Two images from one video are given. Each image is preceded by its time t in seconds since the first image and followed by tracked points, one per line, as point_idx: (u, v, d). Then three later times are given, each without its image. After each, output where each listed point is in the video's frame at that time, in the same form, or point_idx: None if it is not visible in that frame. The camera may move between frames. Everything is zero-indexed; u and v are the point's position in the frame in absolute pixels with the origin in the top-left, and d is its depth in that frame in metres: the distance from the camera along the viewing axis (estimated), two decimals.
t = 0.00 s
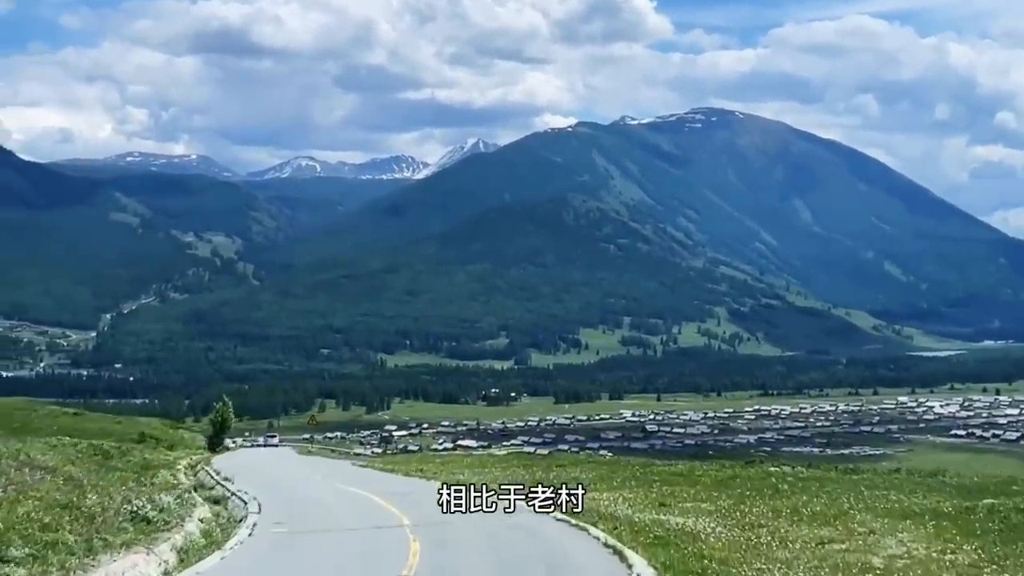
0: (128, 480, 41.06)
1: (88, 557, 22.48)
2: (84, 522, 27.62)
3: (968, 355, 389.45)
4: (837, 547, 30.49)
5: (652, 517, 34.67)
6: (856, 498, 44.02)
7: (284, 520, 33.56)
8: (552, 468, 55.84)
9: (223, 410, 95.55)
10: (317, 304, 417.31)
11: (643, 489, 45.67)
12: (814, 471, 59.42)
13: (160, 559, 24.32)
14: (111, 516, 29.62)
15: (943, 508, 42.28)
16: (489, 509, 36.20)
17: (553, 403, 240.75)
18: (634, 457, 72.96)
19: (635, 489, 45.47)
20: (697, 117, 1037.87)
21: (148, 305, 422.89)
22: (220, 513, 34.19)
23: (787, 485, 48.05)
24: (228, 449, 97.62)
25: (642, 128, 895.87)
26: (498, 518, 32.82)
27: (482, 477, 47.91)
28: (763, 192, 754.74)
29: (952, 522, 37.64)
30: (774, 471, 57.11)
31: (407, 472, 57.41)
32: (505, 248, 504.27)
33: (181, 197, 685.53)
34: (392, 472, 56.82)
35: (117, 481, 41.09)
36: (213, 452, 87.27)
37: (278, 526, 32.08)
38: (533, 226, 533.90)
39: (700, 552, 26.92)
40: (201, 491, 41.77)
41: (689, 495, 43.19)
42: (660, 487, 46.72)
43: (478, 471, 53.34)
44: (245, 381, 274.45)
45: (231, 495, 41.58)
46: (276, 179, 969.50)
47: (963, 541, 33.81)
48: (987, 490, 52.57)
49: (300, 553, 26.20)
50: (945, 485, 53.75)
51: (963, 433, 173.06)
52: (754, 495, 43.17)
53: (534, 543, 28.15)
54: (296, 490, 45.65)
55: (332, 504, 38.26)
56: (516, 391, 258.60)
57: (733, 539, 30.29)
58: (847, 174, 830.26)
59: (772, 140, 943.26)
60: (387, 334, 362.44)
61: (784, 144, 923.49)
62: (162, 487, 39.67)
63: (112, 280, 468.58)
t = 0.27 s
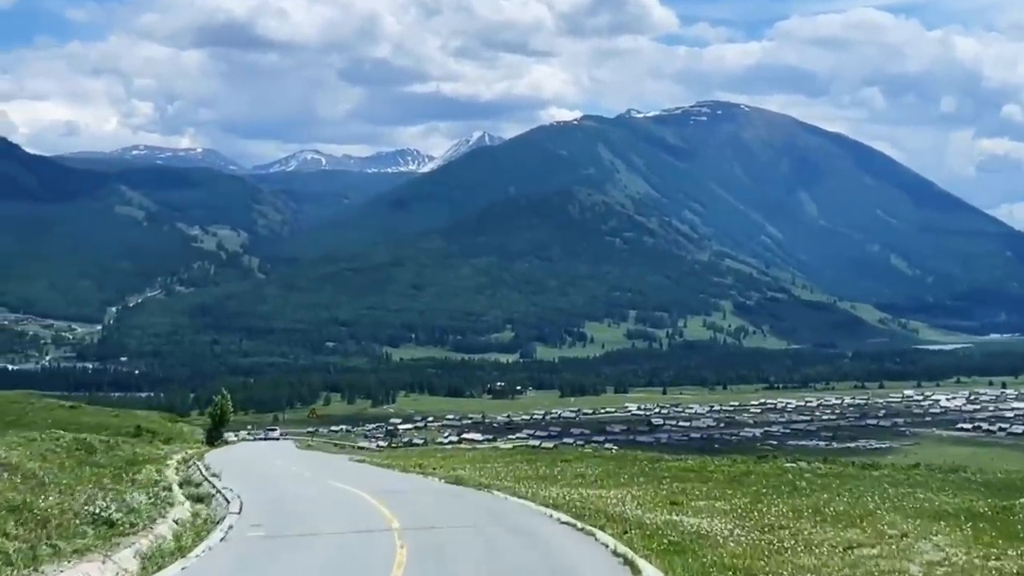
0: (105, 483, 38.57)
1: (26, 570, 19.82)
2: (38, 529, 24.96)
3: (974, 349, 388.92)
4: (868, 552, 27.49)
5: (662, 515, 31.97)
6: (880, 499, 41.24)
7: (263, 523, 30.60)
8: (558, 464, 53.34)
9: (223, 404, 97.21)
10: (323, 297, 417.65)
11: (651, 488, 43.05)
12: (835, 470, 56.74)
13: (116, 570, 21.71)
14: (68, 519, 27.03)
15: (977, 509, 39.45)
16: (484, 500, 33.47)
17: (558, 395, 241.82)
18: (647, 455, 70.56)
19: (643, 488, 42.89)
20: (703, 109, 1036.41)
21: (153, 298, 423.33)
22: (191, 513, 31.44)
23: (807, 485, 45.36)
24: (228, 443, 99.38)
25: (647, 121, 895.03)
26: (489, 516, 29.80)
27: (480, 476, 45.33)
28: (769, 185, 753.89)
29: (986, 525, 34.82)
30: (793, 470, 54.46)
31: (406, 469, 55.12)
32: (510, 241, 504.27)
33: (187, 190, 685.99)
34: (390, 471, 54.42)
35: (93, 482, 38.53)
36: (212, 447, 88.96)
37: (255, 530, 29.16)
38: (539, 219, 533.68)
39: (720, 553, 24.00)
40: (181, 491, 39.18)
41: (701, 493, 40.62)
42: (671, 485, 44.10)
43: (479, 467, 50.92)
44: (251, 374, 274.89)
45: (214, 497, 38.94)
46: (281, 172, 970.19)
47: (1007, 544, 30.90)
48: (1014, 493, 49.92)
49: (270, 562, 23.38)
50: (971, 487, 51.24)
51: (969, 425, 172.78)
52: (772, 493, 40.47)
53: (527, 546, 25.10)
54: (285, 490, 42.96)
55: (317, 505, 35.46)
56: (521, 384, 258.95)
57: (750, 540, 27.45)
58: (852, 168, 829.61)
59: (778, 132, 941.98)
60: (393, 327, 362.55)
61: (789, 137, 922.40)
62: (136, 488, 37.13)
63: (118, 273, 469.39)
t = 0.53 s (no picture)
0: (77, 484, 37.19)
1: None
2: None
3: (977, 344, 388.27)
4: (901, 564, 25.28)
5: (673, 519, 30.44)
6: (902, 501, 39.62)
7: (235, 529, 28.31)
8: (562, 460, 51.98)
9: (219, 398, 98.27)
10: (326, 292, 417.46)
11: (659, 490, 41.49)
12: (849, 469, 55.32)
13: None
14: (17, 526, 25.63)
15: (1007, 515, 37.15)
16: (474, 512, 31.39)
17: (561, 391, 241.93)
18: (653, 451, 69.28)
19: (649, 490, 41.36)
20: (706, 105, 1035.28)
21: (156, 293, 423.51)
22: (162, 520, 29.56)
23: (824, 487, 43.84)
24: (224, 438, 100.56)
25: (651, 116, 893.86)
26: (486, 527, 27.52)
27: (476, 474, 43.74)
28: (772, 180, 752.99)
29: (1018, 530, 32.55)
30: (806, 468, 53.08)
31: (401, 465, 53.68)
32: (513, 236, 503.94)
33: (190, 186, 685.74)
34: (384, 465, 52.84)
35: (65, 484, 37.12)
36: (208, 442, 90.19)
37: (224, 539, 26.54)
38: (542, 215, 533.24)
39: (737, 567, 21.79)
40: (160, 491, 38.01)
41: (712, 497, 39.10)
42: (681, 487, 42.59)
43: (476, 466, 49.35)
44: (253, 369, 274.94)
45: (192, 496, 37.47)
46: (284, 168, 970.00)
47: None
48: None
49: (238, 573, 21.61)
50: (994, 489, 49.19)
51: (973, 421, 172.40)
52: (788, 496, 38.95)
53: (523, 559, 23.08)
54: (271, 487, 41.19)
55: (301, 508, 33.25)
56: (524, 379, 258.81)
57: (770, 547, 25.95)
58: (856, 163, 828.48)
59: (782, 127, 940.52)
60: (396, 323, 362.44)
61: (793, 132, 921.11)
62: (113, 489, 35.79)
63: (121, 269, 469.59)
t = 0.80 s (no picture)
0: (36, 485, 34.88)
1: None
2: None
3: (975, 337, 387.80)
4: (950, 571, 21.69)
5: (673, 523, 26.48)
6: (928, 500, 35.66)
7: (196, 536, 25.08)
8: (558, 459, 48.67)
9: (210, 391, 98.04)
10: (324, 285, 416.68)
11: (662, 487, 37.88)
12: (873, 465, 51.35)
13: None
14: None
15: None
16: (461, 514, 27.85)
17: (560, 383, 241.68)
18: (663, 448, 65.78)
19: (650, 487, 37.61)
20: (705, 98, 1034.10)
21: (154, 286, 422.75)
22: (128, 527, 27.50)
23: (847, 486, 39.87)
24: (216, 431, 100.47)
25: (650, 110, 892.82)
26: (472, 537, 23.66)
27: (464, 469, 40.76)
28: (771, 174, 752.25)
29: None
30: (822, 466, 49.15)
31: (386, 462, 51.20)
32: (512, 230, 503.19)
33: (188, 179, 684.86)
34: (370, 462, 50.34)
35: (21, 486, 34.78)
36: (198, 437, 90.05)
37: (176, 549, 23.07)
38: (540, 208, 532.36)
39: None
40: (124, 493, 35.57)
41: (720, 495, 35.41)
42: (686, 486, 38.80)
43: (468, 463, 46.51)
44: (251, 362, 274.41)
45: (164, 497, 35.90)
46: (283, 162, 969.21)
47: None
48: None
49: None
50: None
51: (973, 415, 171.69)
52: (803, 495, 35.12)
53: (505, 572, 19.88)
54: (244, 487, 38.69)
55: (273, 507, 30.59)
56: (523, 373, 258.32)
57: (792, 556, 21.92)
58: (855, 157, 827.48)
59: (781, 120, 939.61)
60: (394, 316, 361.82)
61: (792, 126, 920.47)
62: (80, 490, 34.63)
63: (119, 262, 468.95)
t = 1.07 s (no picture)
0: None
1: None
2: None
3: (968, 332, 388.46)
4: None
5: (680, 532, 24.82)
6: (944, 502, 33.86)
7: (152, 550, 23.61)
8: (551, 459, 47.22)
9: (196, 386, 98.11)
10: (317, 280, 416.17)
11: (662, 490, 36.31)
12: (879, 463, 49.71)
13: None
14: None
15: None
16: (449, 519, 26.67)
17: (553, 378, 241.70)
18: (661, 447, 64.22)
19: (649, 490, 36.01)
20: (698, 92, 1033.88)
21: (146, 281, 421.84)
22: (76, 535, 26.81)
23: (858, 485, 38.13)
24: (202, 427, 100.55)
25: (643, 104, 892.44)
26: (454, 552, 22.21)
27: (451, 469, 39.64)
28: (764, 169, 752.65)
29: None
30: (829, 464, 47.40)
31: (364, 460, 50.22)
32: (505, 224, 502.92)
33: (181, 173, 683.23)
34: (350, 462, 49.42)
35: None
36: (181, 433, 90.10)
37: (128, 567, 21.43)
38: (533, 202, 532.01)
39: None
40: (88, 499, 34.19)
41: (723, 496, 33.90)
42: (685, 487, 37.19)
43: (457, 463, 45.04)
44: (243, 357, 274.03)
45: (129, 501, 34.58)
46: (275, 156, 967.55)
47: None
48: None
49: None
50: None
51: (965, 409, 171.92)
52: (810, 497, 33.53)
53: None
54: (212, 490, 37.82)
55: (236, 514, 29.80)
56: (516, 368, 258.29)
57: (812, 572, 20.16)
58: (848, 151, 828.08)
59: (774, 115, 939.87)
60: (387, 310, 361.50)
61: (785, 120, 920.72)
62: (41, 494, 34.27)
63: (111, 256, 467.85)
